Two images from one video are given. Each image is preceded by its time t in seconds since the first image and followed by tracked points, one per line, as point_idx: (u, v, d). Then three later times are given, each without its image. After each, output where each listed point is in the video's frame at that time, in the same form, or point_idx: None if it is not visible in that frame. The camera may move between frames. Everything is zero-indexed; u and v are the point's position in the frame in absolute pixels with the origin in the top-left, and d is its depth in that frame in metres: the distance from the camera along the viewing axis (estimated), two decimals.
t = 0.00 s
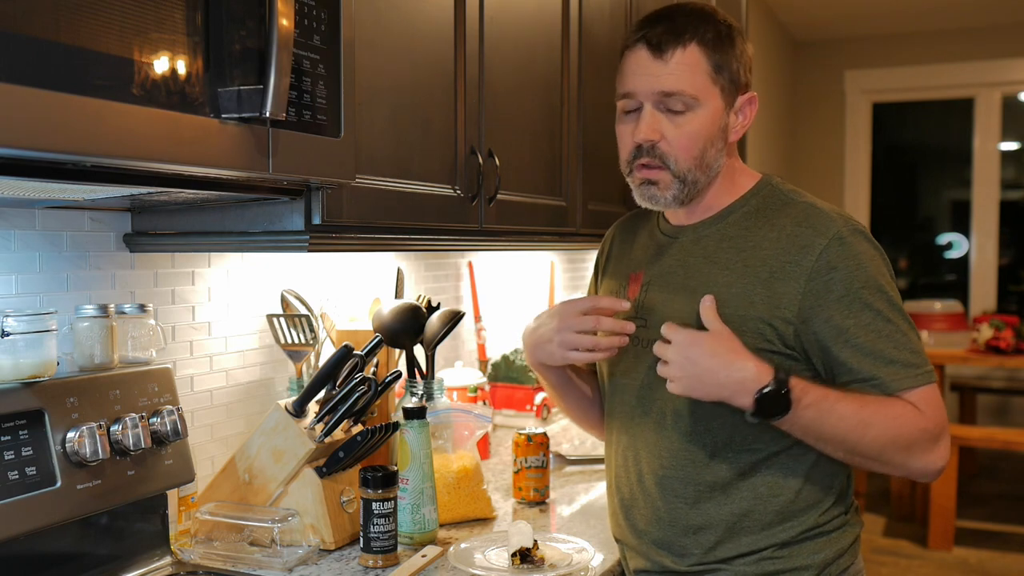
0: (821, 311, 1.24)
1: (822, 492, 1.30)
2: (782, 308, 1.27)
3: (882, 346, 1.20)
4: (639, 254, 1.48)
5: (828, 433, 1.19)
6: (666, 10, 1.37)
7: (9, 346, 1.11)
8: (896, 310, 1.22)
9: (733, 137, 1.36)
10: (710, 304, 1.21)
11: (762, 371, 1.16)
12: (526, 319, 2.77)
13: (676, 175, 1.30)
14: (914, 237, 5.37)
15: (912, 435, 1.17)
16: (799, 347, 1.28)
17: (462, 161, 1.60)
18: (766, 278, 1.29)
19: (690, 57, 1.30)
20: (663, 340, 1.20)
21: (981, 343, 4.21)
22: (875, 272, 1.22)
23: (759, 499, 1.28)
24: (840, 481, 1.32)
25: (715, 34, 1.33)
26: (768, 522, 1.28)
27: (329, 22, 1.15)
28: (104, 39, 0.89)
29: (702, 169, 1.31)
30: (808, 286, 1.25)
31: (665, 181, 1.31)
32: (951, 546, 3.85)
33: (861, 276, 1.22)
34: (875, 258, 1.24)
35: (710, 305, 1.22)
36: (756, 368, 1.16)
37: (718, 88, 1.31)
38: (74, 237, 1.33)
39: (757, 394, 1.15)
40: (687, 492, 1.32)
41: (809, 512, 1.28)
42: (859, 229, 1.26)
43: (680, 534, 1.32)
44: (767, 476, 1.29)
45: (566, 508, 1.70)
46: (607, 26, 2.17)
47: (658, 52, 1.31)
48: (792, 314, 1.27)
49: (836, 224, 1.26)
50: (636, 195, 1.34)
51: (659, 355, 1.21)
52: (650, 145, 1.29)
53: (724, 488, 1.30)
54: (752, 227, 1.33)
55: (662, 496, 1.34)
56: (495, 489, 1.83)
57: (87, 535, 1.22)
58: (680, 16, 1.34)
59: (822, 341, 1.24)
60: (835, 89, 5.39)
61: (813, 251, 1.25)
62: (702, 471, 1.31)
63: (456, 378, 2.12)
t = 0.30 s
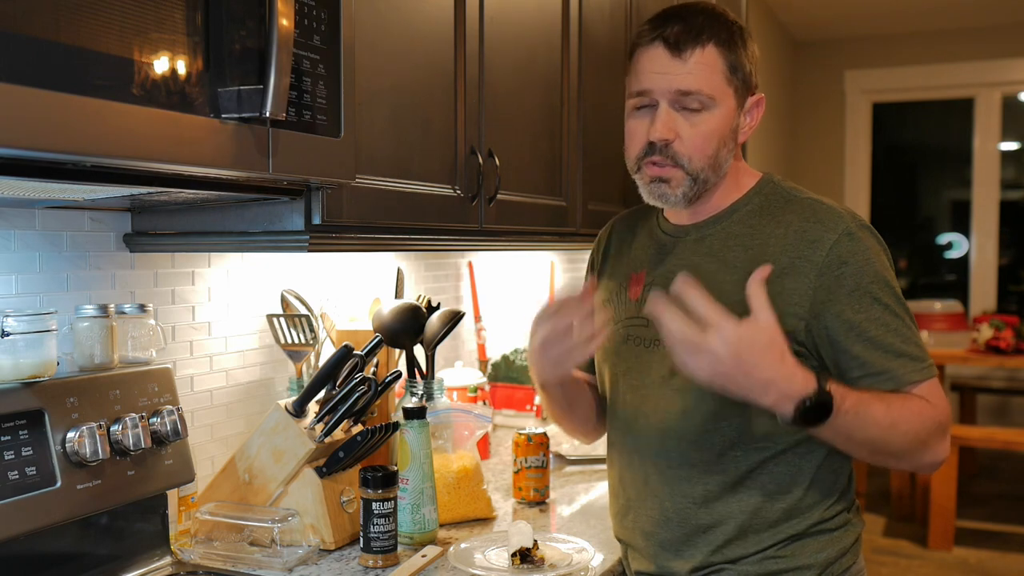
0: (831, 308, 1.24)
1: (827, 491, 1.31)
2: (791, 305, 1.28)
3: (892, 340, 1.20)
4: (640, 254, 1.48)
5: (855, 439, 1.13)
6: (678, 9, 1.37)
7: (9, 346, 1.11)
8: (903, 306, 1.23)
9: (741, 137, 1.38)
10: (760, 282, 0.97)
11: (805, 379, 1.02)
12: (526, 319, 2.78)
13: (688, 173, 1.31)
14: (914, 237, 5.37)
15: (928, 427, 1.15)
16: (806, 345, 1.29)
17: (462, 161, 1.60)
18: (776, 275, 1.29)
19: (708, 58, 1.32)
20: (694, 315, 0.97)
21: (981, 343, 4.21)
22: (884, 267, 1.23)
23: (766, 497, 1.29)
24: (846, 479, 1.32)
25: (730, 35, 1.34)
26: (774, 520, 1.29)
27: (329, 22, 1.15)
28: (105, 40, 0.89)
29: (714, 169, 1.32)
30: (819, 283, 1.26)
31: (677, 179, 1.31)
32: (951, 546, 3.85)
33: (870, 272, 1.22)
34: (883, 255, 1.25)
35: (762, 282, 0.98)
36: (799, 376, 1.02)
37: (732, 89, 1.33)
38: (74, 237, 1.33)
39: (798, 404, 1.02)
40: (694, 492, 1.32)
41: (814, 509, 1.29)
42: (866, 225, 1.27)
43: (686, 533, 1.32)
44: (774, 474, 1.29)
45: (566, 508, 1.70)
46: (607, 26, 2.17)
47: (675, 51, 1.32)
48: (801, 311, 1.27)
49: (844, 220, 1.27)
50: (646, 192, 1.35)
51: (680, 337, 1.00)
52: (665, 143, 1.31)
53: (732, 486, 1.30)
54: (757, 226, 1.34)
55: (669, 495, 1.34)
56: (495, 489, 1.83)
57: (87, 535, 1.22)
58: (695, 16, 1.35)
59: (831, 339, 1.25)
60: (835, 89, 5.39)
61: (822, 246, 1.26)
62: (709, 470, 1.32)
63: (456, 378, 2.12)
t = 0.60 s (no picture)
0: (829, 314, 1.24)
1: (828, 490, 1.30)
2: (791, 310, 1.27)
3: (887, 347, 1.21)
4: (640, 255, 1.48)
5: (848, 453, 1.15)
6: (683, 5, 1.37)
7: (9, 346, 1.11)
8: (901, 314, 1.23)
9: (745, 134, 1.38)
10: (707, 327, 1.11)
11: (784, 403, 1.11)
12: (526, 319, 2.77)
13: (698, 169, 1.31)
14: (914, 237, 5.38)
15: (921, 438, 1.17)
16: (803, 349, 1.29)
17: (462, 161, 1.60)
18: (774, 279, 1.29)
19: (717, 53, 1.32)
20: (659, 387, 1.09)
21: (981, 343, 4.21)
22: (882, 275, 1.23)
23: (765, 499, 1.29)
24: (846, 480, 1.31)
25: (736, 31, 1.35)
26: (773, 521, 1.29)
27: (329, 22, 1.15)
28: (105, 40, 0.89)
29: (722, 165, 1.32)
30: (817, 288, 1.25)
31: (687, 175, 1.31)
32: (951, 546, 3.85)
33: (868, 279, 1.22)
34: (879, 262, 1.25)
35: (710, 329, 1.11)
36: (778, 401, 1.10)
37: (739, 85, 1.34)
38: (74, 237, 1.33)
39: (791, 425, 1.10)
40: (694, 494, 1.32)
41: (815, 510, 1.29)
42: (865, 232, 1.27)
43: (685, 533, 1.33)
44: (773, 476, 1.29)
45: (566, 508, 1.70)
46: (607, 26, 2.17)
47: (683, 46, 1.32)
48: (799, 316, 1.27)
49: (843, 226, 1.26)
50: (655, 189, 1.34)
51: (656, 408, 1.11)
52: (676, 139, 1.31)
53: (731, 487, 1.30)
54: (756, 228, 1.34)
55: (670, 497, 1.34)
56: (495, 489, 1.83)
57: (87, 535, 1.22)
58: (701, 11, 1.35)
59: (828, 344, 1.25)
60: (835, 90, 5.39)
61: (821, 252, 1.26)
62: (709, 473, 1.31)
63: (456, 378, 2.12)
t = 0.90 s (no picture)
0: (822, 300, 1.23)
1: (829, 490, 1.30)
2: (785, 298, 1.27)
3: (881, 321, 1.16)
4: (640, 253, 1.48)
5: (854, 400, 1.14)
6: (670, 8, 1.38)
7: (9, 346, 1.11)
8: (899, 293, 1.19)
9: (738, 133, 1.39)
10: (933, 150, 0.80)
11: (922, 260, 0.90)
12: (526, 319, 2.77)
13: (690, 169, 1.31)
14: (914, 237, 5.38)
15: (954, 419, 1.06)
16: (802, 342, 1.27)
17: (462, 162, 1.60)
18: (768, 270, 1.30)
19: (704, 54, 1.33)
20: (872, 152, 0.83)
21: (981, 343, 4.21)
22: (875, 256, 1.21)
23: (766, 500, 1.28)
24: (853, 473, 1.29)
25: (724, 32, 1.36)
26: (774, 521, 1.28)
27: (329, 22, 1.15)
28: (105, 40, 0.89)
29: (714, 164, 1.33)
30: (809, 274, 1.26)
31: (680, 175, 1.32)
32: (951, 546, 3.85)
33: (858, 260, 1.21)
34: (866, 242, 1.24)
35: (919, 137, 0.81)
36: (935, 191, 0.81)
37: (728, 84, 1.34)
38: (74, 237, 1.33)
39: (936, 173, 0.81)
40: (692, 490, 1.32)
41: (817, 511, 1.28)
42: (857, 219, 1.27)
43: (685, 533, 1.33)
44: (774, 475, 1.28)
45: (566, 508, 1.70)
46: (606, 26, 2.17)
47: (670, 49, 1.33)
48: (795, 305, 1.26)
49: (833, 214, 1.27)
50: (648, 192, 1.35)
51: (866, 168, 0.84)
52: (667, 139, 1.31)
53: (732, 486, 1.30)
54: (753, 224, 1.34)
55: (668, 494, 1.35)
56: (495, 489, 1.83)
57: (87, 535, 1.22)
58: (688, 13, 1.36)
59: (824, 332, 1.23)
60: (835, 90, 5.40)
61: (813, 239, 1.27)
62: (706, 468, 1.31)
63: (456, 378, 2.12)
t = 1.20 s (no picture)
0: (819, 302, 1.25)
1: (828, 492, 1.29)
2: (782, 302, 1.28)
3: (888, 325, 1.14)
4: (639, 254, 1.48)
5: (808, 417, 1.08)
6: (668, 12, 1.37)
7: (9, 346, 1.11)
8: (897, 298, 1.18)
9: (737, 136, 1.39)
10: (698, 307, 0.94)
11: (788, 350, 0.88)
12: (526, 319, 2.78)
13: (687, 176, 1.32)
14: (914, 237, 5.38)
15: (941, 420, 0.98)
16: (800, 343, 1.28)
17: (462, 162, 1.60)
18: (766, 274, 1.30)
19: (700, 60, 1.32)
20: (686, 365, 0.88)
21: (981, 343, 4.21)
22: (869, 259, 1.21)
23: (768, 501, 1.28)
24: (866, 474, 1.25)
25: (720, 36, 1.34)
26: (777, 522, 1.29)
27: (329, 22, 1.15)
28: (104, 40, 0.89)
29: (712, 170, 1.33)
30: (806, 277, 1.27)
31: (677, 183, 1.32)
32: (950, 546, 3.85)
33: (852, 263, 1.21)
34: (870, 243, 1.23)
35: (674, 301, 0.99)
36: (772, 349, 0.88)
37: (725, 89, 1.34)
38: (75, 237, 1.33)
39: (792, 373, 0.87)
40: (694, 492, 1.32)
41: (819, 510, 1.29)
42: (853, 221, 1.27)
43: (688, 534, 1.33)
44: (776, 477, 1.28)
45: (566, 508, 1.70)
46: (606, 26, 2.17)
47: (666, 56, 1.33)
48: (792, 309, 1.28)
49: (830, 219, 1.27)
50: (647, 199, 1.36)
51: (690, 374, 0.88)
52: (663, 148, 1.32)
53: (735, 488, 1.29)
54: (753, 226, 1.34)
55: (670, 496, 1.35)
56: (495, 489, 1.83)
57: (87, 535, 1.22)
58: (685, 18, 1.35)
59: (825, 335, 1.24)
60: (835, 90, 5.40)
61: (809, 242, 1.27)
62: (709, 469, 1.31)
63: (456, 378, 2.12)
